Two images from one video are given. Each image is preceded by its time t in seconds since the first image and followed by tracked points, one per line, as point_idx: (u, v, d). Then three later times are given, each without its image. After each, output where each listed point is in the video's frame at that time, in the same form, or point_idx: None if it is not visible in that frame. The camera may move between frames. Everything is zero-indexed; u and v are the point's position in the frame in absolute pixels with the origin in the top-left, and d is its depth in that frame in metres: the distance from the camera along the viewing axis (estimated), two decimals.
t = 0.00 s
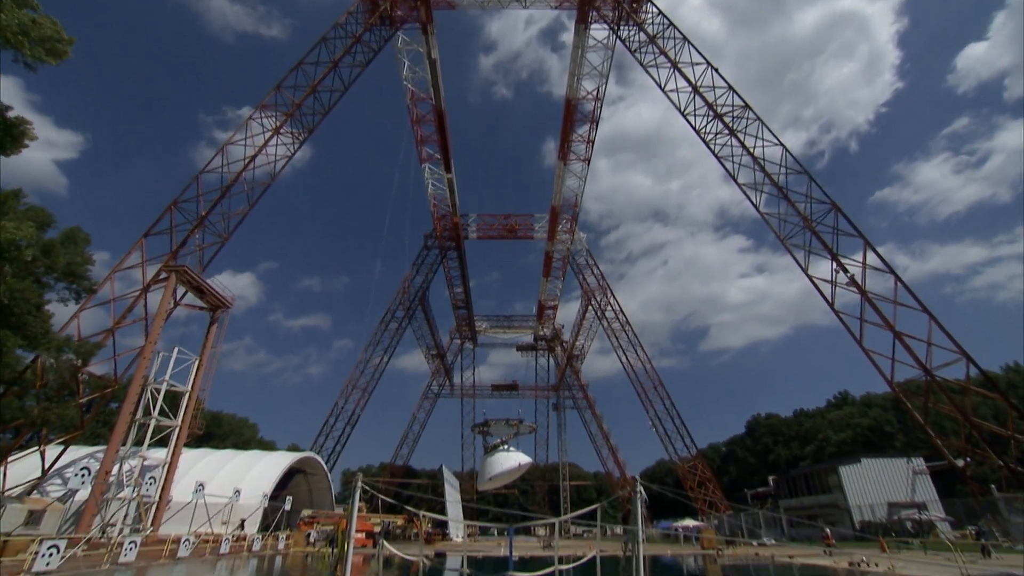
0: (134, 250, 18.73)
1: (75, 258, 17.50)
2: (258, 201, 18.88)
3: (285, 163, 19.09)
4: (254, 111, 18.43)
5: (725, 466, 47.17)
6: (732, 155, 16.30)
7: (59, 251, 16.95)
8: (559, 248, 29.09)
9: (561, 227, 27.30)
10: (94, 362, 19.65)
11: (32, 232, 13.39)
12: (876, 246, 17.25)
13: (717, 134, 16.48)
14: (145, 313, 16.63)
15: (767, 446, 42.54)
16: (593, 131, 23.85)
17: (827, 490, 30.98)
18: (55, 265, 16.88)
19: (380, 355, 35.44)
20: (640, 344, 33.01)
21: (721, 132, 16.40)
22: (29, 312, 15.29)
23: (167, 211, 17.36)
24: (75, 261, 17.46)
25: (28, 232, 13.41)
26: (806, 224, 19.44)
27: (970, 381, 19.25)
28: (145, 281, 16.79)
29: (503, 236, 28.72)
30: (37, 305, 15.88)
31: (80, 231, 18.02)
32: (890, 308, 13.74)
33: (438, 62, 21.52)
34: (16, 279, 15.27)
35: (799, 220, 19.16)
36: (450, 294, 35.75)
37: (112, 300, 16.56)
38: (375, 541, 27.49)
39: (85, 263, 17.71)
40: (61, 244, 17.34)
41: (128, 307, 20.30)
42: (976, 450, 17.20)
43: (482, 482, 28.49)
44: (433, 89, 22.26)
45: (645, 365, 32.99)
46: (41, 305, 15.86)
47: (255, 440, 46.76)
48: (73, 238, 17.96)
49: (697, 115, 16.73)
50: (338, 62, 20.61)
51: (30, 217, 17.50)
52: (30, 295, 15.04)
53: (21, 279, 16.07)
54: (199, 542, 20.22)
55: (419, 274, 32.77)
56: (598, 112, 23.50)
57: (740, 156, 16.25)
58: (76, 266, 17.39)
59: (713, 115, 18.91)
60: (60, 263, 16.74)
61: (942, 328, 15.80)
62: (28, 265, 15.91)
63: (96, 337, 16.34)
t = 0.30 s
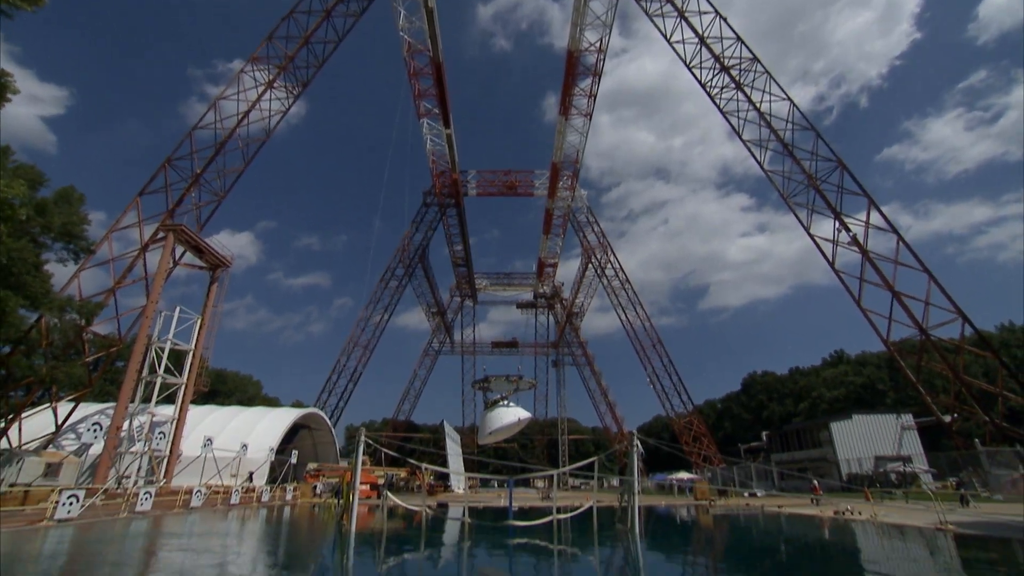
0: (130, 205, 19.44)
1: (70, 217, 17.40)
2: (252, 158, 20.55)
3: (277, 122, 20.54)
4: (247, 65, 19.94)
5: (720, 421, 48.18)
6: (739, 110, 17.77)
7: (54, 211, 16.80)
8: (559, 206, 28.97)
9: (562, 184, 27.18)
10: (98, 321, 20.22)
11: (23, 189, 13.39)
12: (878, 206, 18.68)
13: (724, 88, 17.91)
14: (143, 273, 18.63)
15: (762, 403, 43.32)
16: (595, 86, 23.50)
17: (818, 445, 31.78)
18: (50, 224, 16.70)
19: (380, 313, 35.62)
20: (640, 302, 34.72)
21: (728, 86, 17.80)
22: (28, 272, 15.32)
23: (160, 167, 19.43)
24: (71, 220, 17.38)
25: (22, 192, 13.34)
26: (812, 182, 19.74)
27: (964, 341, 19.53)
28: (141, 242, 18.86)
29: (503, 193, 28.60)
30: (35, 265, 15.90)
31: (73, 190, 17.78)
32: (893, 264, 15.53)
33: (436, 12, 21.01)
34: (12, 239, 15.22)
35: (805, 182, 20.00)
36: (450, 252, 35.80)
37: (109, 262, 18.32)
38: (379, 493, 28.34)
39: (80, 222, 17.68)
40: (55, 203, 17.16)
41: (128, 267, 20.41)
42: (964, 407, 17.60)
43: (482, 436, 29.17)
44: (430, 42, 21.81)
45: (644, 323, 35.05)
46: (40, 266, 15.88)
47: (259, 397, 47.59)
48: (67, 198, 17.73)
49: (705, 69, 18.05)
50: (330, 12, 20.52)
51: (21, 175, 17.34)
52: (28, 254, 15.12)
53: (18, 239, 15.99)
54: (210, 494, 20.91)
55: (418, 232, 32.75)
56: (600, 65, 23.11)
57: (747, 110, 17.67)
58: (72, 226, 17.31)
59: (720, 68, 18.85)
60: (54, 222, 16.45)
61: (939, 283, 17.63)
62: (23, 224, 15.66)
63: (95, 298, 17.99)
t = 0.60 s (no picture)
0: (123, 163, 19.68)
1: (63, 175, 17.22)
2: (245, 112, 21.30)
3: (270, 76, 21.31)
4: (236, 16, 20.50)
5: (716, 377, 48.93)
6: (746, 61, 18.09)
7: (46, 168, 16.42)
8: (559, 162, 28.69)
9: (562, 139, 26.89)
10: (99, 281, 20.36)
11: (12, 144, 13.23)
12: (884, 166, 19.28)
13: (732, 39, 18.16)
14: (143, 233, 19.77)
15: (759, 360, 43.88)
16: (598, 37, 23.01)
17: (811, 401, 32.45)
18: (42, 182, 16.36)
19: (380, 270, 34.99)
20: (639, 260, 34.50)
21: (736, 36, 18.01)
22: (24, 232, 15.28)
23: (153, 122, 19.96)
24: (64, 178, 17.25)
25: (11, 148, 13.17)
26: (818, 140, 19.84)
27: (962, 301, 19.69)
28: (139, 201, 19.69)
29: (503, 148, 28.32)
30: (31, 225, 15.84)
31: (63, 147, 17.36)
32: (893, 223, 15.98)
33: None
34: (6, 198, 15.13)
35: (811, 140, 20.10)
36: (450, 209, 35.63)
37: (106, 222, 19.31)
38: (382, 446, 29.06)
39: (72, 179, 17.47)
40: (46, 161, 16.91)
41: (125, 226, 20.41)
42: (956, 364, 17.91)
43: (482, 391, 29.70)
44: None
45: (643, 282, 34.79)
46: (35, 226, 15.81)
47: (262, 355, 48.19)
48: (57, 154, 17.34)
49: (713, 19, 18.35)
50: None
51: (7, 132, 17.07)
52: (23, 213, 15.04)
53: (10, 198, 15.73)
54: (218, 448, 21.47)
55: (417, 188, 32.53)
56: (603, 15, 22.58)
57: (755, 62, 17.99)
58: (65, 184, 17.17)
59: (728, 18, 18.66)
60: (46, 179, 15.94)
61: (939, 243, 18.33)
62: (12, 182, 15.19)
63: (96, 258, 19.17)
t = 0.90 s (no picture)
0: (113, 122, 20.16)
1: (52, 135, 16.85)
2: (235, 68, 21.94)
3: (261, 30, 22.05)
4: None
5: (714, 338, 49.35)
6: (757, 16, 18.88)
7: (32, 126, 16.09)
8: (560, 120, 28.26)
9: (563, 96, 26.45)
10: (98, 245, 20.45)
11: None
12: (894, 125, 19.14)
13: None
14: (136, 194, 20.44)
15: (756, 322, 44.16)
16: None
17: (807, 362, 32.86)
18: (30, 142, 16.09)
19: (379, 231, 34.73)
20: (640, 220, 33.13)
21: None
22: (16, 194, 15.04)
23: (141, 80, 20.11)
24: (53, 138, 16.92)
25: None
26: (827, 98, 19.57)
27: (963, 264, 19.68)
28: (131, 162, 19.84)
29: (503, 105, 27.87)
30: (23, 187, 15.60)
31: (49, 105, 16.98)
32: (901, 184, 17.71)
33: None
34: None
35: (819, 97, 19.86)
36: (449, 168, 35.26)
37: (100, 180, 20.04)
38: (384, 405, 29.55)
39: (61, 139, 17.07)
40: (33, 120, 16.52)
41: (119, 188, 20.34)
42: (951, 327, 18.06)
43: (482, 351, 30.00)
44: None
45: (643, 242, 32.94)
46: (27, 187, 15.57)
47: (263, 316, 48.52)
48: (43, 112, 16.96)
49: None
50: None
51: None
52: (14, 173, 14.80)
53: None
54: (223, 407, 21.84)
55: (415, 147, 32.15)
56: None
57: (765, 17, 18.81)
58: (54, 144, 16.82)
59: None
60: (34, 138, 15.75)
61: (943, 205, 18.73)
62: None
63: (92, 217, 19.86)
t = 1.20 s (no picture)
0: (102, 87, 20.02)
1: (41, 101, 16.52)
2: (226, 31, 21.64)
3: None
4: None
5: (713, 307, 49.51)
6: None
7: (19, 92, 15.77)
8: (561, 85, 27.80)
9: (564, 60, 26.01)
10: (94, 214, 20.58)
11: None
12: (902, 89, 18.97)
13: None
14: (128, 161, 20.32)
15: (756, 291, 44.23)
16: None
17: (805, 331, 33.11)
18: (19, 109, 15.81)
19: (378, 199, 34.05)
20: (641, 187, 33.06)
21: None
22: (8, 162, 14.83)
23: (128, 44, 19.85)
24: (42, 105, 16.62)
25: None
26: (836, 63, 19.42)
27: (965, 234, 19.60)
28: (123, 129, 19.72)
29: (503, 69, 27.41)
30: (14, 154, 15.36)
31: (35, 69, 16.63)
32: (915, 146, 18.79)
33: None
34: None
35: (826, 61, 19.57)
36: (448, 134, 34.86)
37: (92, 148, 19.89)
38: (385, 372, 29.89)
39: (50, 105, 16.75)
40: (19, 85, 16.18)
41: (113, 155, 20.18)
42: (950, 297, 18.09)
43: (482, 318, 30.16)
44: None
45: (644, 210, 32.77)
46: (19, 155, 15.34)
47: (263, 285, 48.59)
48: (29, 77, 16.62)
49: None
50: None
51: None
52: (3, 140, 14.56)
53: None
54: (226, 374, 22.08)
55: (414, 113, 31.72)
56: None
57: None
58: (44, 111, 16.50)
59: None
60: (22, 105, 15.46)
61: (951, 171, 18.78)
62: None
63: (86, 185, 19.76)
